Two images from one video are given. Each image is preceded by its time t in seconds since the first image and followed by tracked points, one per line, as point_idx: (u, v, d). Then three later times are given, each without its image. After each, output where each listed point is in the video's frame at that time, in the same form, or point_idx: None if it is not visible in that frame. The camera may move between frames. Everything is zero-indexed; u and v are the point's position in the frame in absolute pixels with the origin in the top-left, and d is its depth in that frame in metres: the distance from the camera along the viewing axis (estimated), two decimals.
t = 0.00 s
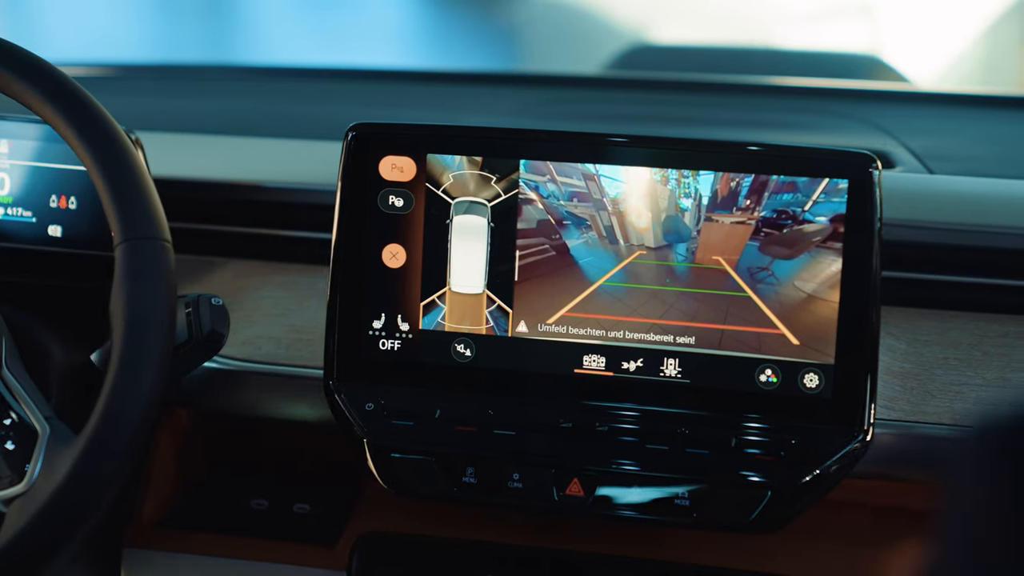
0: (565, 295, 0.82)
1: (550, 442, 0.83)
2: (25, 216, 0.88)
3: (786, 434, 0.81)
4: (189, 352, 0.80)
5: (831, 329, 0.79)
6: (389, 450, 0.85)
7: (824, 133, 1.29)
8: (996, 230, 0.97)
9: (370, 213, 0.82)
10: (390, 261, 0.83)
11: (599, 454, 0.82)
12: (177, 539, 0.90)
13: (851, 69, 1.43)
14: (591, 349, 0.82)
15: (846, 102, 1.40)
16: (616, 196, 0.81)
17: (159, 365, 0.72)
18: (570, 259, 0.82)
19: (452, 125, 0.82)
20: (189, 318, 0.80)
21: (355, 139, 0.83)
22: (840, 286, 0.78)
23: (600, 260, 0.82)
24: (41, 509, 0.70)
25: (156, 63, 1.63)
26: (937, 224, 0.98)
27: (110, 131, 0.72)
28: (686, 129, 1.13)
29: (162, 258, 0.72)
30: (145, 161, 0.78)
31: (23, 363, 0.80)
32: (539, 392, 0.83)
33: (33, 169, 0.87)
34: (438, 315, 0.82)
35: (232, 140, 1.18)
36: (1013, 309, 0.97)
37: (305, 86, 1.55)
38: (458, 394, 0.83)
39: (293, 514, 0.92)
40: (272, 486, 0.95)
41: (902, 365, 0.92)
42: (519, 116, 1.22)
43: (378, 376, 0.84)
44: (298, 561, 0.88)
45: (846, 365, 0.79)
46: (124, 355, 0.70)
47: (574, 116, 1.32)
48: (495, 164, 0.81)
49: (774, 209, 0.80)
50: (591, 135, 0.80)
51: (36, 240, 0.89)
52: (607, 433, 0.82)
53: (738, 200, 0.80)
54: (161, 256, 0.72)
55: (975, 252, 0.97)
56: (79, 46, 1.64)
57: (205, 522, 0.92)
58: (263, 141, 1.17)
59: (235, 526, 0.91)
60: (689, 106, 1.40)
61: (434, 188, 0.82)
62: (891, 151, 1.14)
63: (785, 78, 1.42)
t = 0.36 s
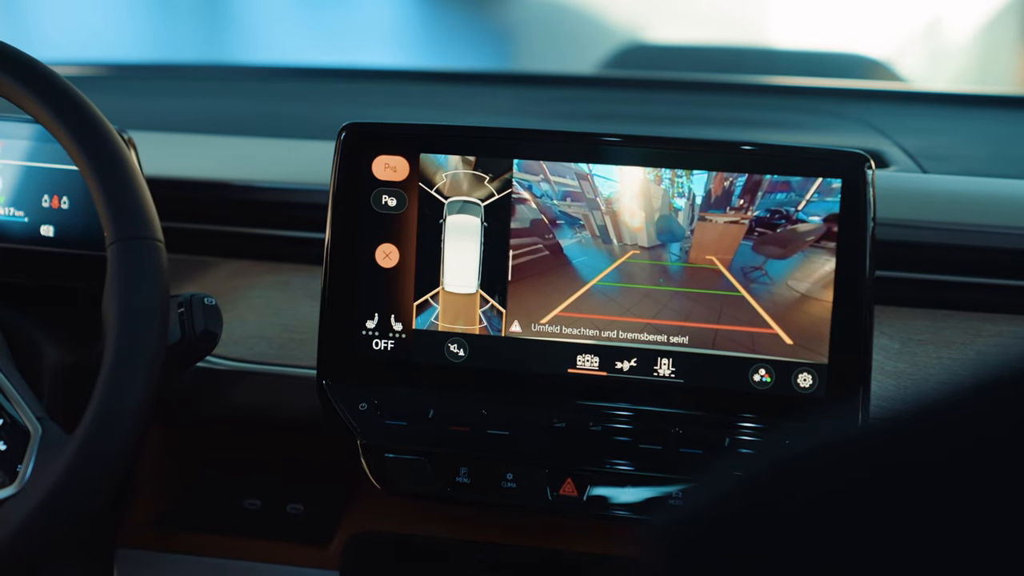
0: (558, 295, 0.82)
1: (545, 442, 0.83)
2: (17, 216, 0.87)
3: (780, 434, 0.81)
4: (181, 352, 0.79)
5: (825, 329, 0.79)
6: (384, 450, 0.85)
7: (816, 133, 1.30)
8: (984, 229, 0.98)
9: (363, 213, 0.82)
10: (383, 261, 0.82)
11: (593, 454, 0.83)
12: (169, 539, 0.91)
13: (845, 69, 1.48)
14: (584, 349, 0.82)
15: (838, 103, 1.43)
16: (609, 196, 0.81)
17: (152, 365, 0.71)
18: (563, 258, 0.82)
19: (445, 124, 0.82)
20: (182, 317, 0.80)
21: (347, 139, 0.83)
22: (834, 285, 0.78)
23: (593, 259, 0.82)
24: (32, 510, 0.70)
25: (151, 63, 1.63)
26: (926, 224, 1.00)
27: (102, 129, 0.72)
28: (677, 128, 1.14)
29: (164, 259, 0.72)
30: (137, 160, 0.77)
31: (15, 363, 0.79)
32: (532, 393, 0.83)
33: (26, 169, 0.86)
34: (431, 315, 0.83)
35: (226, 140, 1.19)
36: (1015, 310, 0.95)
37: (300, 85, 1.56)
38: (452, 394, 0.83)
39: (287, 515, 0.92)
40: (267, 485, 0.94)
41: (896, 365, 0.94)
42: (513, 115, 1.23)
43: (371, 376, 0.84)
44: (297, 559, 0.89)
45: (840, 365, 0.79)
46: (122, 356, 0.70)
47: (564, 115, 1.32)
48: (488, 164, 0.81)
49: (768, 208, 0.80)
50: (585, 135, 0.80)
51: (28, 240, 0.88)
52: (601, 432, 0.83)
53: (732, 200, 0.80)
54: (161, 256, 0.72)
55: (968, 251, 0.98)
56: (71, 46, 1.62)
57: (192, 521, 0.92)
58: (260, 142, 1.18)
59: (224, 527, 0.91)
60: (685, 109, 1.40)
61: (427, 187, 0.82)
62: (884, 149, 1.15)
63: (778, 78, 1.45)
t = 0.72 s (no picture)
0: (551, 294, 0.82)
1: (538, 442, 0.83)
2: (9, 215, 0.87)
3: (773, 433, 0.80)
4: (173, 352, 0.79)
5: (818, 328, 0.79)
6: (377, 449, 0.85)
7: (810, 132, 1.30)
8: (979, 229, 0.99)
9: (356, 212, 0.82)
10: (376, 260, 0.82)
11: (587, 454, 0.83)
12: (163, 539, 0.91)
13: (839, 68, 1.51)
14: (577, 349, 0.82)
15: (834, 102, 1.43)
16: (603, 195, 0.81)
17: (144, 364, 0.71)
18: (556, 258, 0.82)
19: (438, 124, 0.82)
20: (174, 317, 0.79)
21: (341, 138, 0.82)
22: (827, 285, 0.78)
23: (587, 258, 0.82)
24: (22, 510, 0.69)
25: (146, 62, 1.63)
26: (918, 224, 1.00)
27: (94, 130, 0.72)
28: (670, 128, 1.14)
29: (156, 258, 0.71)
30: (130, 160, 0.77)
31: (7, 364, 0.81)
32: (525, 392, 0.83)
33: (18, 168, 0.87)
34: (424, 314, 0.82)
35: (220, 140, 1.19)
36: (1009, 309, 0.95)
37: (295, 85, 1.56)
38: (445, 393, 0.84)
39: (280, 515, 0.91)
40: (262, 485, 0.94)
41: (889, 364, 0.94)
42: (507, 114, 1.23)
43: (364, 375, 0.84)
44: (294, 561, 0.89)
45: (833, 365, 0.79)
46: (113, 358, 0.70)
47: (557, 114, 1.32)
48: (481, 163, 0.81)
49: (761, 207, 0.80)
50: (579, 134, 0.80)
51: (21, 239, 0.88)
52: (594, 432, 0.82)
53: (726, 199, 0.80)
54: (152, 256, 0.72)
55: (963, 251, 0.98)
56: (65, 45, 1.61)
57: (187, 522, 0.91)
58: (255, 142, 1.18)
59: (219, 526, 0.91)
60: (685, 110, 1.39)
61: (420, 187, 0.82)
62: (878, 149, 1.15)
63: (773, 77, 1.45)
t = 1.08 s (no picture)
0: (541, 294, 0.82)
1: (528, 441, 0.83)
2: None
3: (761, 433, 0.81)
4: (163, 352, 0.80)
5: (806, 328, 0.79)
6: (368, 448, 0.85)
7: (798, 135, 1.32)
8: (966, 229, 0.99)
9: (346, 213, 0.83)
10: (365, 260, 0.83)
11: (576, 453, 0.83)
12: (155, 539, 0.92)
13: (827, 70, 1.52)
14: (566, 348, 0.82)
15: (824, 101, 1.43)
16: (591, 195, 0.81)
17: (134, 365, 0.71)
18: (545, 258, 0.82)
19: (427, 124, 0.82)
20: (164, 317, 0.79)
21: (331, 138, 0.83)
22: (814, 285, 0.79)
23: (576, 258, 0.83)
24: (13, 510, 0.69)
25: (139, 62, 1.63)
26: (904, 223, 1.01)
27: (85, 131, 0.72)
28: (659, 129, 1.14)
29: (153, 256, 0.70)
30: (120, 161, 0.77)
31: None
32: (514, 392, 0.83)
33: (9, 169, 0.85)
34: (414, 314, 0.83)
35: (212, 141, 1.19)
36: (999, 309, 0.95)
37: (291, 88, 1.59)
38: (434, 393, 0.84)
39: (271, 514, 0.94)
40: (251, 485, 0.96)
41: (878, 363, 0.93)
42: (499, 116, 1.24)
43: (353, 376, 0.84)
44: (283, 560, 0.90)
45: (820, 364, 0.79)
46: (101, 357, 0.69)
47: (549, 115, 1.32)
48: (470, 164, 0.81)
49: (749, 208, 0.80)
50: (567, 135, 0.80)
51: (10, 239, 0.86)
52: (584, 431, 0.83)
53: (713, 199, 0.80)
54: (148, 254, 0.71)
55: (947, 251, 1.00)
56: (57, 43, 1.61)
57: (181, 524, 0.93)
58: (248, 142, 1.18)
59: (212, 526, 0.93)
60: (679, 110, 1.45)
61: (409, 187, 0.82)
62: (866, 150, 1.16)
63: (764, 79, 1.47)
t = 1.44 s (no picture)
0: (546, 295, 0.82)
1: (533, 443, 0.83)
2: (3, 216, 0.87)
3: (766, 434, 0.81)
4: (167, 353, 0.79)
5: (814, 329, 0.78)
6: (372, 450, 0.85)
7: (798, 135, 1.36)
8: (975, 229, 0.99)
9: (350, 213, 0.82)
10: (370, 261, 0.82)
11: (581, 454, 0.83)
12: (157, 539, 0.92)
13: (831, 69, 1.45)
14: (571, 350, 0.82)
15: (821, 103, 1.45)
16: (597, 196, 0.81)
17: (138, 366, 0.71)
18: (550, 259, 0.82)
19: (432, 124, 0.81)
20: (168, 318, 0.79)
21: (335, 139, 0.82)
22: (822, 285, 0.78)
23: (581, 259, 0.82)
24: (17, 512, 0.69)
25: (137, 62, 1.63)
26: (911, 223, 1.00)
27: (89, 132, 0.72)
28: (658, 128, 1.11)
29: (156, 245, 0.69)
30: (123, 160, 0.77)
31: None
32: (519, 393, 0.82)
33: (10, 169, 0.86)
34: (419, 315, 0.83)
35: (214, 141, 1.18)
36: (1003, 310, 0.96)
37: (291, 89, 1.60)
38: (439, 394, 0.83)
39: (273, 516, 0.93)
40: (256, 486, 0.95)
41: (883, 365, 0.97)
42: (501, 116, 1.24)
43: (358, 377, 0.84)
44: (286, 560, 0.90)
45: (827, 365, 0.79)
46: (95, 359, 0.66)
47: (551, 116, 1.32)
48: (475, 165, 0.81)
49: (755, 208, 0.80)
50: (572, 135, 0.80)
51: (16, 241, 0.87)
52: (589, 433, 0.82)
53: (719, 200, 0.80)
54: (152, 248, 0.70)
55: (955, 251, 0.99)
56: (60, 45, 1.64)
57: (183, 525, 0.93)
58: (251, 142, 1.18)
59: (214, 528, 0.93)
60: (684, 112, 1.46)
61: (414, 187, 0.81)
62: (872, 149, 1.16)
63: (761, 77, 1.47)
